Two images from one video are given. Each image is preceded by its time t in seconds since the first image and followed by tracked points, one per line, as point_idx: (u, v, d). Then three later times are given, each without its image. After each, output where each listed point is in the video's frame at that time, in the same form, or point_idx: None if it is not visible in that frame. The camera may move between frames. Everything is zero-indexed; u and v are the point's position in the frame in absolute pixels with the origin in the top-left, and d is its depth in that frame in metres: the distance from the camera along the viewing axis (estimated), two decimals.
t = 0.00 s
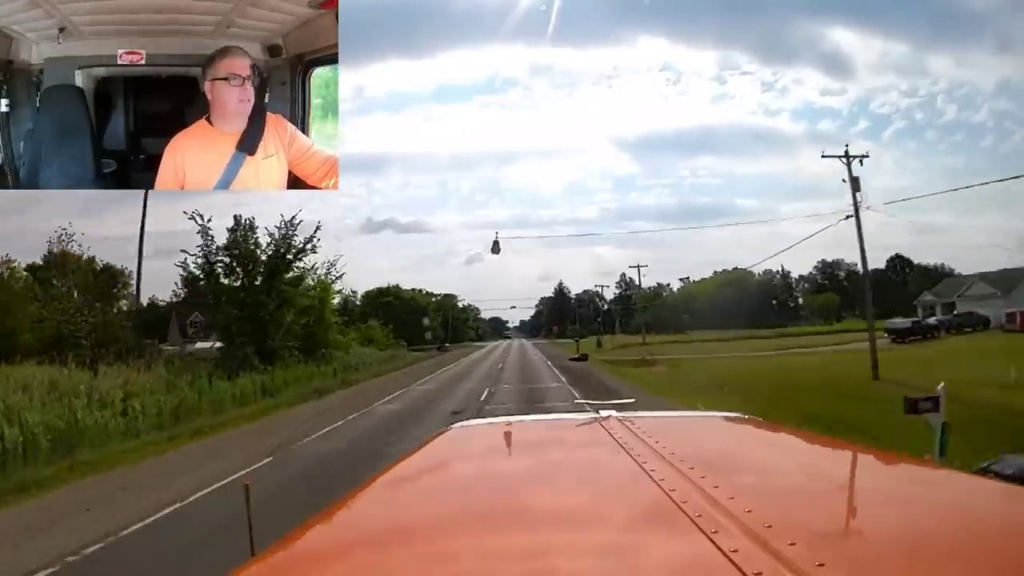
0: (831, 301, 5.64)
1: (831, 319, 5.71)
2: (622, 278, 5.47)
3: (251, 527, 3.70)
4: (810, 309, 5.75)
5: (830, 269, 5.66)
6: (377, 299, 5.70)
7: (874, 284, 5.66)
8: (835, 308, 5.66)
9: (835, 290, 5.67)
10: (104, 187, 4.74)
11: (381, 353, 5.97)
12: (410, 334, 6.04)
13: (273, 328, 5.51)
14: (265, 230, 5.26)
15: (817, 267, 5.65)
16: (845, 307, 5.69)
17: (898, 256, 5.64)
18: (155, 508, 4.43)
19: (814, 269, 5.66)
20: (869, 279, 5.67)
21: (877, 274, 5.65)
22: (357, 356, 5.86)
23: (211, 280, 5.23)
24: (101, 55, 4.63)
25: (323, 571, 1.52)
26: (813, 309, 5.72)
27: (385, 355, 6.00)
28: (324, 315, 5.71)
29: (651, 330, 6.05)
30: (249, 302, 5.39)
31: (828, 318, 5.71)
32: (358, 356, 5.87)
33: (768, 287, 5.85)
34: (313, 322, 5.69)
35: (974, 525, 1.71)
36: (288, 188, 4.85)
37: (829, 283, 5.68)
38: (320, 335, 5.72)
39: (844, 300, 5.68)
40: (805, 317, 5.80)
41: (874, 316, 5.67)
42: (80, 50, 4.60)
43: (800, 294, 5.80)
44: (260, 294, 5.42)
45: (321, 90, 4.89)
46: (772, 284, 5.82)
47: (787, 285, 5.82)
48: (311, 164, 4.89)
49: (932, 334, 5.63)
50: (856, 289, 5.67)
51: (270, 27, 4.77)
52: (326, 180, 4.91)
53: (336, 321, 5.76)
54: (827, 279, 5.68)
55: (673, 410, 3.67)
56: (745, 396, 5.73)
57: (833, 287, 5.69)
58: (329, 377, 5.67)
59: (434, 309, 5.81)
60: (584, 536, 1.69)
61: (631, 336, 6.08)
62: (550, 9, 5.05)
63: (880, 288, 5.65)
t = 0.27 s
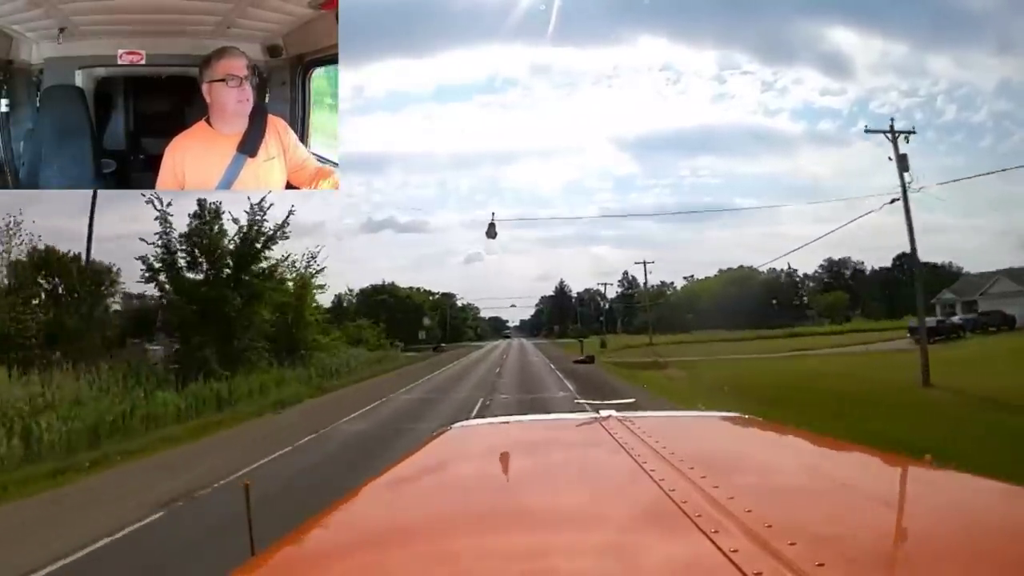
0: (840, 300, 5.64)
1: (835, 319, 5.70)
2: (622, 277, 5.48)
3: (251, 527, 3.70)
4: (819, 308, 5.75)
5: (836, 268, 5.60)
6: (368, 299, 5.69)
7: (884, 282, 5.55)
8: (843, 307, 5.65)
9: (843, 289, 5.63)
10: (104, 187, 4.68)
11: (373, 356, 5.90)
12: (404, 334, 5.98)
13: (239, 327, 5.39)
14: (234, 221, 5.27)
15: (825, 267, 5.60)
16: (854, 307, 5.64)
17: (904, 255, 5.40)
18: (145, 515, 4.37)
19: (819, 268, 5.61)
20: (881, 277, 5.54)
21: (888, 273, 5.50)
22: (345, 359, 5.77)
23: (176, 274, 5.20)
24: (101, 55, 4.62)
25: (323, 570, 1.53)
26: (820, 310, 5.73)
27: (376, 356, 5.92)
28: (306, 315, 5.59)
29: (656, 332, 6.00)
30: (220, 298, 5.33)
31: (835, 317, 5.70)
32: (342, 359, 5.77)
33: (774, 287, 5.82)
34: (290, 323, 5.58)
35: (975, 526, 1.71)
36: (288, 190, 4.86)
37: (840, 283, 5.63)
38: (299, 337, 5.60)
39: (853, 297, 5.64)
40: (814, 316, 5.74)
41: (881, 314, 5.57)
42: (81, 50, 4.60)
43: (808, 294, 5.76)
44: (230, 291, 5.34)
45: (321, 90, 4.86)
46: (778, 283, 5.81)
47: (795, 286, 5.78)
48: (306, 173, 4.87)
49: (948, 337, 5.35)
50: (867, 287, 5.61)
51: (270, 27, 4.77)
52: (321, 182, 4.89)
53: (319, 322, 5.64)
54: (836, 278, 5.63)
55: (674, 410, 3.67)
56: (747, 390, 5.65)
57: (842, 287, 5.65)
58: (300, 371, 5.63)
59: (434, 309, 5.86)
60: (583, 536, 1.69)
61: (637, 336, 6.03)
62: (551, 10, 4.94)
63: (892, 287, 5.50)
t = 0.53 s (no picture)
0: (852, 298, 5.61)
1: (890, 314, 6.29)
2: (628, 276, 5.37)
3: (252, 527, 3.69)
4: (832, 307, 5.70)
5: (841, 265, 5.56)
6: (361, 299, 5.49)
7: (891, 282, 6.23)
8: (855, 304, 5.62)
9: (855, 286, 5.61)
10: (104, 187, 4.72)
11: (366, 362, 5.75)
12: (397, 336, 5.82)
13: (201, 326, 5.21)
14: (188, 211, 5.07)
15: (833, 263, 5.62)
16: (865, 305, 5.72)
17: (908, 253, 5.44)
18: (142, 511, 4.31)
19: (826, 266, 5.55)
20: (892, 276, 6.21)
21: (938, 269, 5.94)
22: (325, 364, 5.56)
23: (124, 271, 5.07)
24: (101, 55, 4.60)
25: (324, 571, 1.53)
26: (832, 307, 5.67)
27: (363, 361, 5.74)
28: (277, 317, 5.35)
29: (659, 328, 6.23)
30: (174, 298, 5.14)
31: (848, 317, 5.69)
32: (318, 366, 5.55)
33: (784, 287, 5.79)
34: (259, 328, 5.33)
35: (975, 526, 1.70)
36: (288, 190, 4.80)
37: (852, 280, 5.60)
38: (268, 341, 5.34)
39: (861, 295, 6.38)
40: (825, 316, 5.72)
41: (891, 312, 6.29)
42: (81, 51, 4.57)
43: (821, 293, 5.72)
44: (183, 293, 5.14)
45: (320, 89, 4.85)
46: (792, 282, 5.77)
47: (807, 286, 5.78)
48: (302, 174, 4.82)
49: (976, 336, 5.66)
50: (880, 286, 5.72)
51: (270, 27, 4.75)
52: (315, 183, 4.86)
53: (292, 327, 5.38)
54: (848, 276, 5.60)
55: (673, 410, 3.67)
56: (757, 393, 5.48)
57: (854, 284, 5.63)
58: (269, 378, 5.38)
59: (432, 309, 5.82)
60: (582, 537, 1.69)
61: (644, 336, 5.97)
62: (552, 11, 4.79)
63: (899, 286, 6.18)
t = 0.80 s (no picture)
0: (858, 297, 5.39)
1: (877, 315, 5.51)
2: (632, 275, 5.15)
3: (252, 529, 3.68)
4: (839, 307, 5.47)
5: (849, 263, 5.38)
6: (359, 297, 5.25)
7: (902, 279, 5.43)
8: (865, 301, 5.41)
9: (863, 283, 5.42)
10: (104, 187, 4.68)
11: (354, 365, 5.50)
12: (392, 335, 5.58)
13: (154, 323, 4.90)
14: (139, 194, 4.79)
15: (837, 263, 5.38)
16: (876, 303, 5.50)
17: (918, 251, 5.34)
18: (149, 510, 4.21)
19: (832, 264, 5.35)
20: (901, 271, 5.41)
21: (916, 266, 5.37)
22: (318, 361, 5.41)
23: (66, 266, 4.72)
24: (100, 55, 4.59)
25: (324, 571, 1.53)
26: (841, 305, 5.42)
27: (361, 361, 5.55)
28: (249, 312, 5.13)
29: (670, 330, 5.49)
30: (120, 291, 4.84)
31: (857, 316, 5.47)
32: (294, 368, 5.33)
33: (780, 290, 5.48)
34: (236, 322, 5.11)
35: (976, 526, 1.70)
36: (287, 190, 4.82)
37: (858, 276, 5.41)
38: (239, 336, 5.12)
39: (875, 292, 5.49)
40: (830, 316, 5.50)
41: (902, 310, 5.48)
42: (80, 51, 4.57)
43: (827, 291, 5.49)
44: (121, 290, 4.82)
45: (321, 88, 4.85)
46: (796, 283, 5.48)
47: (808, 287, 5.50)
48: (300, 173, 4.82)
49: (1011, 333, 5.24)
50: (887, 282, 5.48)
51: (270, 27, 4.74)
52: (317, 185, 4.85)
53: (266, 324, 5.16)
54: (854, 273, 5.39)
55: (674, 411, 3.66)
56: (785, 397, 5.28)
57: (862, 280, 5.43)
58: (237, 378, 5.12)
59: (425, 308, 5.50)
60: (580, 537, 1.69)
61: (647, 337, 5.51)
62: (550, 9, 4.67)
63: (907, 279, 5.41)
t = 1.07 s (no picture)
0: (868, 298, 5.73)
1: (891, 314, 5.92)
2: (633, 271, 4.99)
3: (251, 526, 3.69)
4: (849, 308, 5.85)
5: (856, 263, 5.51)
6: (357, 295, 5.19)
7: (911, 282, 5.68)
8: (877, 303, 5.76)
9: (876, 284, 5.70)
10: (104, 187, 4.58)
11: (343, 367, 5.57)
12: (385, 335, 5.50)
13: (122, 332, 5.35)
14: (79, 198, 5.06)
15: (847, 264, 5.51)
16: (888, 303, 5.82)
17: (923, 251, 5.51)
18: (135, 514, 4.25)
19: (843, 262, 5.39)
20: (921, 270, 5.55)
21: (933, 266, 5.52)
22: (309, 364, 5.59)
23: (28, 293, 5.11)
24: (100, 55, 4.49)
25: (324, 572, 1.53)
26: (854, 306, 5.78)
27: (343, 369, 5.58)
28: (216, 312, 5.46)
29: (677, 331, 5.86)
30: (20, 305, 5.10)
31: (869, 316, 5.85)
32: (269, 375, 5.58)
33: (779, 287, 5.80)
34: (202, 321, 5.49)
35: (976, 526, 1.70)
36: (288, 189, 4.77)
37: (871, 277, 5.65)
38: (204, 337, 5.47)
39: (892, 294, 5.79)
40: (839, 317, 5.89)
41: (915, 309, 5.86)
42: (80, 51, 4.51)
43: (841, 294, 5.77)
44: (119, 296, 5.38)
45: (323, 88, 4.70)
46: (812, 287, 5.84)
47: (823, 290, 5.82)
48: (303, 174, 4.76)
49: None
50: (901, 284, 5.70)
51: (268, 28, 4.56)
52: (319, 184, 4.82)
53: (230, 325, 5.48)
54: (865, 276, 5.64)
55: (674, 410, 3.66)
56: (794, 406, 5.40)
57: (873, 282, 5.70)
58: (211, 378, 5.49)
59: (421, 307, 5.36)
60: (579, 537, 1.69)
61: (657, 337, 5.73)
62: (552, 9, 4.65)
63: (924, 280, 5.60)
